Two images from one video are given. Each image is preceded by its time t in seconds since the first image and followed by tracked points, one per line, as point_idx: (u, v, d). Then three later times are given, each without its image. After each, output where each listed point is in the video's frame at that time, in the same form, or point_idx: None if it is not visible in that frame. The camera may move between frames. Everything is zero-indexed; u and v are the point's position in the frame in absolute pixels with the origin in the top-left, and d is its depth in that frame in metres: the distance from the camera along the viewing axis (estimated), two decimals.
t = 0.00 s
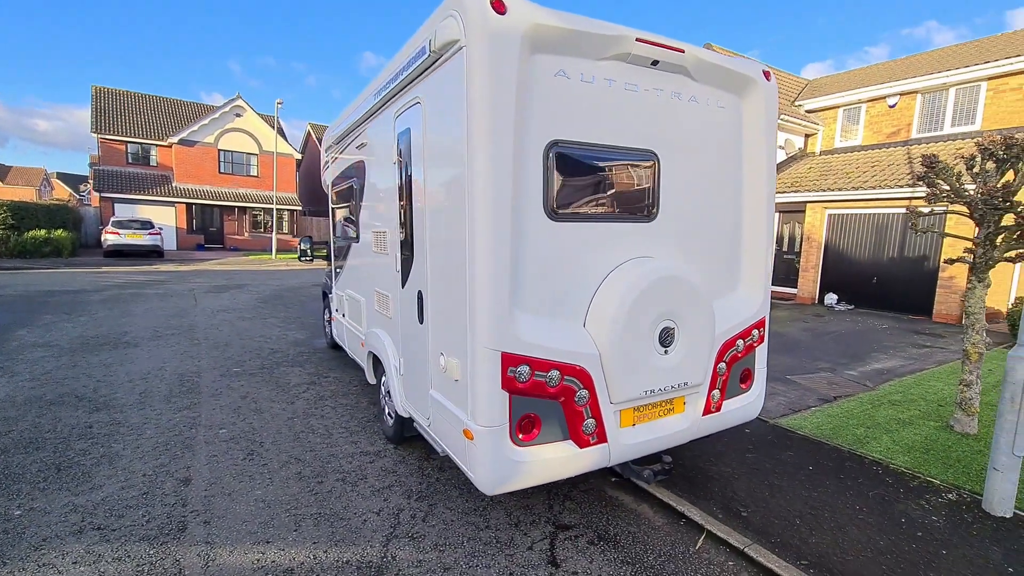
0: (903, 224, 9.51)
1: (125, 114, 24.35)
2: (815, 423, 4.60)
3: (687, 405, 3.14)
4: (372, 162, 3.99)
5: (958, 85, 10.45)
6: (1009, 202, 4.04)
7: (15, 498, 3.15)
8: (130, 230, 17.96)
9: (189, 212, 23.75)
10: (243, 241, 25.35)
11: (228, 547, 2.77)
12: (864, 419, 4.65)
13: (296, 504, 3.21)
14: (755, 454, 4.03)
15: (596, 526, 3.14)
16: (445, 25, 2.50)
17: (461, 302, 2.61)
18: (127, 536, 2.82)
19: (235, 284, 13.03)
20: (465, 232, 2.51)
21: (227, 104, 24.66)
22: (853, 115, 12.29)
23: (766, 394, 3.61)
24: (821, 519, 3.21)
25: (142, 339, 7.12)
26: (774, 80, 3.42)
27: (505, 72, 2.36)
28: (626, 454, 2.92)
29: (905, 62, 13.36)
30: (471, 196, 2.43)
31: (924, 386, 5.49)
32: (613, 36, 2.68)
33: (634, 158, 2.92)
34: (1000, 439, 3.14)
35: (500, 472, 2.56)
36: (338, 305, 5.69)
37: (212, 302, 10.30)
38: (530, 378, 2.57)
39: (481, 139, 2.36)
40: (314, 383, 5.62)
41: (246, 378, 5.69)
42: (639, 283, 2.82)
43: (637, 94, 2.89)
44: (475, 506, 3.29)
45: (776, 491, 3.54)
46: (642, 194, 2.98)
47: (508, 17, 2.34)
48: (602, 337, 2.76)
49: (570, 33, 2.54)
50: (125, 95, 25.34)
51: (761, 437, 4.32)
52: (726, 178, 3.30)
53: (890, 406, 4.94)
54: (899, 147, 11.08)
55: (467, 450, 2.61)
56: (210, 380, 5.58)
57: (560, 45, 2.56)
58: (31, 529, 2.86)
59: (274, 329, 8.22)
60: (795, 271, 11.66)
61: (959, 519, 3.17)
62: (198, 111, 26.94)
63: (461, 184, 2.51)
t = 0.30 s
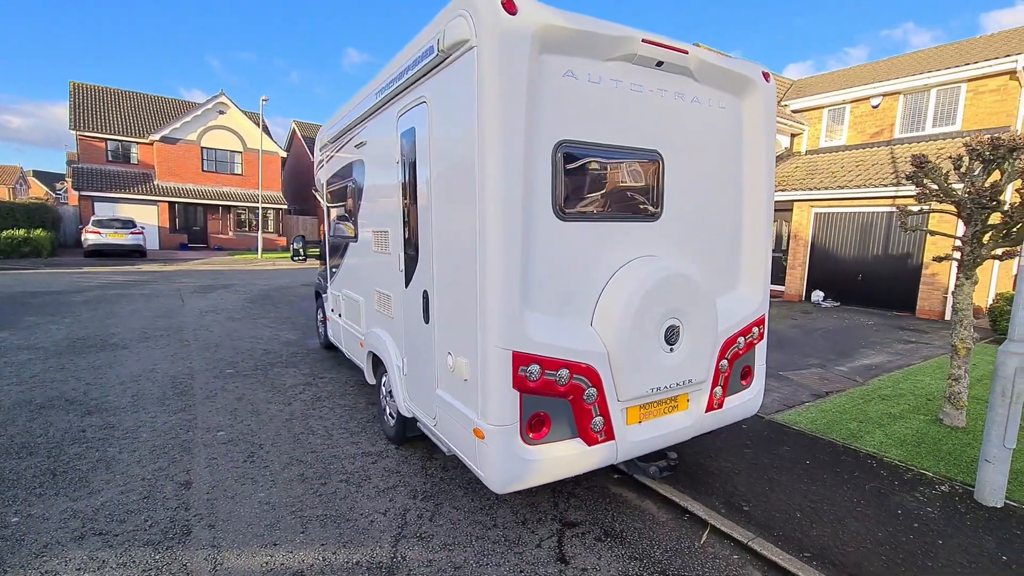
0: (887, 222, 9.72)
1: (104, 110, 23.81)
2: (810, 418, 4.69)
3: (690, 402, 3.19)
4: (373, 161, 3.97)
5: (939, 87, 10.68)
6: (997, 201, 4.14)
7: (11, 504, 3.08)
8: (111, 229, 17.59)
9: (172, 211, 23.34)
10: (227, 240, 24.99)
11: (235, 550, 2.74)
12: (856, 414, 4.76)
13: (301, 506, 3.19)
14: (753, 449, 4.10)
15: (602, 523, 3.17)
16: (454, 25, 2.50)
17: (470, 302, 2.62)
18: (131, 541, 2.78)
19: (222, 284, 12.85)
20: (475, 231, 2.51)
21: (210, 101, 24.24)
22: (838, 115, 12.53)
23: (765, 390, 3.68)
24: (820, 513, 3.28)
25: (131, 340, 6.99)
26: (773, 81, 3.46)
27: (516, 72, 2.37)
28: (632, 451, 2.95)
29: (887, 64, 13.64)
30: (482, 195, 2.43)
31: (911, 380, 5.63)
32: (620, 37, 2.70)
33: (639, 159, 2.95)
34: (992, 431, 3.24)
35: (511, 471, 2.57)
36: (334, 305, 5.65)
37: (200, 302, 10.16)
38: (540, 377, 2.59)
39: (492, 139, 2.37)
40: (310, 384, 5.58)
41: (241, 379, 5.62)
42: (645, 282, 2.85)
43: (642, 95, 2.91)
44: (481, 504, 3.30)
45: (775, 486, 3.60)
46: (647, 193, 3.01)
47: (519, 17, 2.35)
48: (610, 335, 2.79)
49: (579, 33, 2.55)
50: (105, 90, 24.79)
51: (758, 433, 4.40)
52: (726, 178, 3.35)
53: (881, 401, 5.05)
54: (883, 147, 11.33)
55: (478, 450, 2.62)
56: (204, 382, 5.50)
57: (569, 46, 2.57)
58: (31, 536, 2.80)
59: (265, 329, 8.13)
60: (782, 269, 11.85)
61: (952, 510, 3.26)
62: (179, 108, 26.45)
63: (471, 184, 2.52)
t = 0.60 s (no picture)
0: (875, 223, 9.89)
1: (86, 105, 23.32)
2: (804, 416, 4.77)
3: (693, 400, 3.22)
4: (374, 159, 3.95)
5: (924, 90, 10.88)
6: (987, 203, 4.24)
7: (6, 508, 3.02)
8: (95, 226, 17.24)
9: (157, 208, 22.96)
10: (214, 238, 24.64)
11: (240, 551, 2.72)
12: (850, 412, 4.84)
13: (304, 507, 3.16)
14: (751, 447, 4.16)
15: (607, 521, 3.19)
16: (465, 24, 2.50)
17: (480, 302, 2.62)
18: (133, 544, 2.74)
19: (211, 282, 12.68)
20: (486, 231, 2.52)
21: (196, 96, 23.87)
22: (826, 117, 12.71)
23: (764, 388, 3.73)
24: (819, 508, 3.34)
25: (120, 340, 6.87)
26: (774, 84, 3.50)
27: (527, 72, 2.37)
28: (638, 450, 2.98)
29: (873, 67, 13.88)
30: (493, 195, 2.43)
31: (901, 378, 5.75)
32: (628, 38, 2.71)
33: (645, 159, 2.98)
34: (985, 428, 3.32)
35: (521, 470, 2.58)
36: (331, 304, 5.62)
37: (190, 301, 10.01)
38: (549, 377, 2.60)
39: (503, 139, 2.37)
40: (306, 383, 5.53)
41: (235, 379, 5.56)
42: (652, 282, 2.88)
43: (648, 96, 2.93)
44: (485, 504, 3.31)
45: (774, 482, 3.66)
46: (652, 194, 3.04)
47: (530, 17, 2.35)
48: (617, 334, 2.81)
49: (589, 34, 2.56)
50: (87, 84, 24.28)
51: (755, 430, 4.46)
52: (729, 179, 3.39)
53: (873, 398, 5.15)
54: (870, 148, 11.53)
55: (487, 449, 2.63)
56: (197, 381, 5.43)
57: (579, 47, 2.58)
58: (29, 539, 2.75)
59: (257, 328, 8.04)
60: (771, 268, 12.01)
61: (946, 505, 3.34)
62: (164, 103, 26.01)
63: (481, 183, 2.52)
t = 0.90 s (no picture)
0: (864, 224, 10.02)
1: (69, 100, 22.85)
2: (803, 415, 4.81)
3: (699, 400, 3.23)
4: (376, 157, 3.90)
5: (913, 93, 11.04)
6: (982, 205, 4.30)
7: None
8: (78, 224, 16.88)
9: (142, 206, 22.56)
10: (200, 237, 24.29)
11: (244, 556, 2.67)
12: (847, 410, 4.89)
13: (308, 509, 3.11)
14: (752, 446, 4.18)
15: (614, 521, 3.18)
16: (477, 21, 2.47)
17: (491, 301, 2.60)
18: (134, 550, 2.68)
19: (200, 281, 12.49)
20: (498, 230, 2.50)
21: (183, 92, 23.49)
22: (816, 120, 12.87)
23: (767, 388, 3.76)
24: (823, 507, 3.36)
25: (109, 340, 6.73)
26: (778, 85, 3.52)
27: (541, 70, 2.35)
28: (646, 450, 2.97)
29: (861, 70, 14.08)
30: (506, 193, 2.41)
31: (894, 377, 5.83)
32: (639, 38, 2.71)
33: (654, 159, 2.97)
34: (983, 426, 3.38)
35: (532, 471, 2.56)
36: (328, 304, 5.55)
37: (179, 300, 9.85)
38: (561, 376, 2.58)
39: (517, 137, 2.35)
40: (303, 384, 5.46)
41: (230, 380, 5.47)
42: (661, 282, 2.87)
43: (657, 95, 2.93)
44: (492, 505, 3.28)
45: (777, 481, 3.68)
46: (660, 194, 3.03)
47: (545, 15, 2.34)
48: (626, 334, 2.80)
49: (601, 32, 2.55)
50: (69, 79, 23.79)
51: (755, 430, 4.49)
52: (734, 179, 3.40)
53: (868, 397, 5.21)
54: (859, 151, 11.70)
55: (497, 449, 2.61)
56: (191, 383, 5.33)
57: (591, 45, 2.57)
58: (25, 546, 2.67)
59: (250, 328, 7.92)
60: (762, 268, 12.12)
61: (947, 502, 3.38)
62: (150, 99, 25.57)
63: (493, 182, 2.50)
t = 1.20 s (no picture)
0: (850, 226, 10.19)
1: (45, 96, 22.23)
2: (799, 415, 4.85)
3: (704, 402, 3.22)
4: (375, 156, 3.83)
5: (896, 98, 11.25)
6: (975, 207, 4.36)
7: None
8: (55, 224, 16.42)
9: (121, 206, 22.05)
10: (182, 237, 23.82)
11: (246, 568, 2.59)
12: (841, 410, 4.95)
13: (309, 518, 3.04)
14: (752, 447, 4.20)
15: (620, 525, 3.17)
16: (486, 20, 2.44)
17: (500, 304, 2.56)
18: (130, 563, 2.58)
19: (184, 283, 12.23)
20: (508, 232, 2.46)
21: (164, 89, 23.01)
22: (801, 123, 13.07)
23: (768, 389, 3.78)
24: (825, 507, 3.38)
25: (92, 344, 6.54)
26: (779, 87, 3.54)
27: (553, 70, 2.32)
28: (653, 453, 2.96)
29: (845, 75, 14.33)
30: (517, 195, 2.38)
31: (884, 377, 5.92)
32: (647, 39, 2.69)
33: (660, 161, 2.96)
34: (979, 425, 3.43)
35: (542, 476, 2.53)
36: (322, 306, 5.46)
37: (163, 302, 9.62)
38: (571, 380, 2.55)
39: (529, 138, 2.32)
40: (296, 388, 5.35)
41: (221, 384, 5.34)
42: (668, 285, 2.86)
43: (664, 97, 2.92)
44: (496, 510, 3.24)
45: (778, 482, 3.70)
46: (665, 196, 3.03)
47: (557, 15, 2.31)
48: (635, 337, 2.77)
49: (611, 33, 2.53)
50: (45, 75, 23.16)
51: (753, 431, 4.51)
52: (736, 182, 3.41)
53: (861, 397, 5.28)
54: (844, 154, 11.91)
55: (507, 455, 2.57)
56: (180, 387, 5.20)
57: (601, 45, 2.55)
58: (13, 561, 2.56)
59: (238, 331, 7.76)
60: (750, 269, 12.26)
61: (945, 500, 3.43)
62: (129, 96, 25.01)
63: (503, 183, 2.46)
